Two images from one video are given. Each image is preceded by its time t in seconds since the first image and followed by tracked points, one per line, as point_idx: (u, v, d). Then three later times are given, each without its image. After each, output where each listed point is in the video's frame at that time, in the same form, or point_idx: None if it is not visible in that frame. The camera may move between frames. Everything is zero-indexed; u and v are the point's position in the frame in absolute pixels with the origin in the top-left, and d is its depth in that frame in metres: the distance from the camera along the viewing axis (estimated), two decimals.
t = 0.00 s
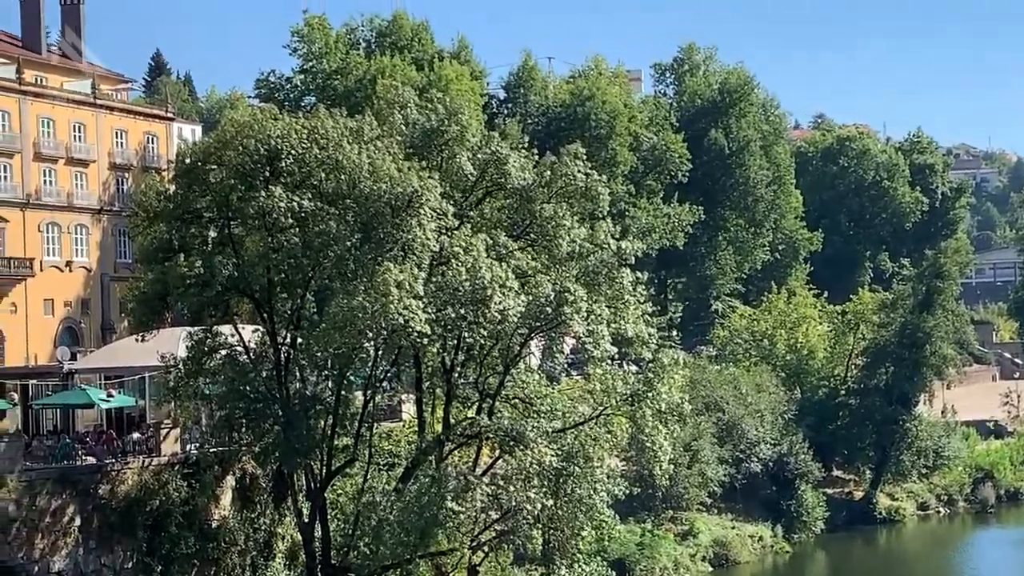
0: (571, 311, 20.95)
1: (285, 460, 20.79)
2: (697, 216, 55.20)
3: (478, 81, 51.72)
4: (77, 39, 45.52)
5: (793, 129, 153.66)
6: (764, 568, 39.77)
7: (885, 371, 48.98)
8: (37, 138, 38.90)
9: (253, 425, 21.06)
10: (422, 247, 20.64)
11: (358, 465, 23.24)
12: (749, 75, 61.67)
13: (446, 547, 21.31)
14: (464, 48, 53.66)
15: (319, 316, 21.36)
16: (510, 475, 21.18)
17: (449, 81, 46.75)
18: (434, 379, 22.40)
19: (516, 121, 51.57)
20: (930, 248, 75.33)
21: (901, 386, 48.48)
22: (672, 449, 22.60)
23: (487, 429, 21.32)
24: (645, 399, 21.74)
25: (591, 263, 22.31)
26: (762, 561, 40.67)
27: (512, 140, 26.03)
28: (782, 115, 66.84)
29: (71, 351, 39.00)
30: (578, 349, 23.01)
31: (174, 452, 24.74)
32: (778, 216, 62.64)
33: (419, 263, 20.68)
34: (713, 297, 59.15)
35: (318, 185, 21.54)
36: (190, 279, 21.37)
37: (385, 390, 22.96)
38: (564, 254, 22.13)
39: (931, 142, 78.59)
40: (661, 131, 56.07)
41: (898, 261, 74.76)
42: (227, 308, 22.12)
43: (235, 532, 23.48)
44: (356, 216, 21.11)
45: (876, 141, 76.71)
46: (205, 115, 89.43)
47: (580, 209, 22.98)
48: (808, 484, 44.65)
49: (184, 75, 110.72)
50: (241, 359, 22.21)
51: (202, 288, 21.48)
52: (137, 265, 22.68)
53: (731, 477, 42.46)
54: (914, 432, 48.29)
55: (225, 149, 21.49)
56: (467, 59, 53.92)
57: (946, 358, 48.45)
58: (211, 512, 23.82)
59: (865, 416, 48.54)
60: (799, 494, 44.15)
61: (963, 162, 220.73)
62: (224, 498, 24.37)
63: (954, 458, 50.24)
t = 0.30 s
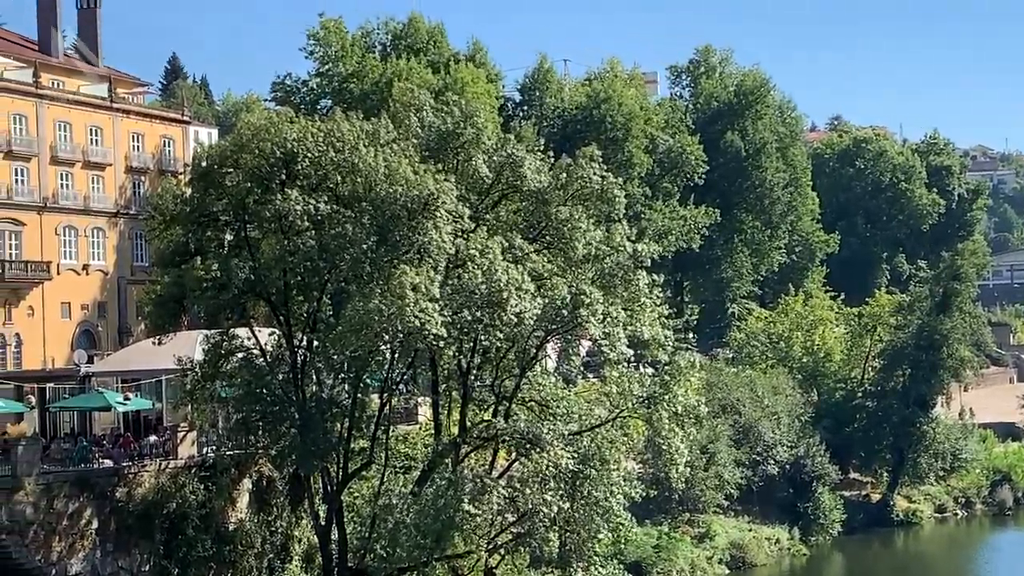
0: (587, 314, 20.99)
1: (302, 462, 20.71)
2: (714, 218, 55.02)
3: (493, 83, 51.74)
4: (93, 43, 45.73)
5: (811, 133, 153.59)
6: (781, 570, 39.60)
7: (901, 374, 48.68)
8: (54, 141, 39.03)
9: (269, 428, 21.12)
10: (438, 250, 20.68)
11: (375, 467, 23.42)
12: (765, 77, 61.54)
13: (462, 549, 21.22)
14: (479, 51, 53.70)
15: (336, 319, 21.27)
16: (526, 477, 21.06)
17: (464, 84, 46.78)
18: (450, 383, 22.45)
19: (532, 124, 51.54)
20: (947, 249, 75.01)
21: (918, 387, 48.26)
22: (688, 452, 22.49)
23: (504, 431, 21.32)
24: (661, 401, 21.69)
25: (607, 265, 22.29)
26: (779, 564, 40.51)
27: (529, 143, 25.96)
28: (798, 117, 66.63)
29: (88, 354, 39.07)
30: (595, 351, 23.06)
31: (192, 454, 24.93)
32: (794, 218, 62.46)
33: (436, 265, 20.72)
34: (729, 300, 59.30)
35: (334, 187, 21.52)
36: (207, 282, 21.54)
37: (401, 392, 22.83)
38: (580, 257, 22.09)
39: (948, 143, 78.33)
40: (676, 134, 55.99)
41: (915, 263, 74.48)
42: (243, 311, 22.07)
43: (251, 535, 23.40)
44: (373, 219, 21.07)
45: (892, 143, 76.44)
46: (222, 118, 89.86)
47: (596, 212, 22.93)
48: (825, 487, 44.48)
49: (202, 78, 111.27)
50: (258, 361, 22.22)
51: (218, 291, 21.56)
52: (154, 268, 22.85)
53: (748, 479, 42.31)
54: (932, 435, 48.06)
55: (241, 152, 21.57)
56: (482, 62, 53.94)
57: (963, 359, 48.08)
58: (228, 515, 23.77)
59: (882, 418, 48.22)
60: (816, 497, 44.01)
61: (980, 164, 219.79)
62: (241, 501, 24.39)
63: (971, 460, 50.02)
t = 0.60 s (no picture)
0: (602, 315, 20.97)
1: (317, 463, 20.67)
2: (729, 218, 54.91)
3: (508, 85, 51.69)
4: (108, 44, 45.89)
5: (826, 133, 153.18)
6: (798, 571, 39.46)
7: (917, 375, 48.60)
8: (70, 143, 39.17)
9: (285, 430, 21.24)
10: (454, 251, 20.72)
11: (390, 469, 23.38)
12: (780, 77, 61.34)
13: (478, 551, 21.11)
14: (493, 52, 53.67)
15: (351, 320, 21.30)
16: (541, 478, 21.12)
17: (480, 85, 46.80)
18: (466, 384, 22.55)
19: (547, 125, 51.50)
20: (964, 249, 74.74)
21: (935, 388, 48.04)
22: (705, 453, 22.38)
23: (519, 432, 21.28)
24: (677, 402, 21.65)
25: (622, 266, 22.26)
26: (795, 565, 40.38)
27: (544, 144, 25.95)
28: (814, 117, 66.39)
29: (105, 356, 39.31)
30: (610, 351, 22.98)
31: (207, 456, 24.74)
32: (810, 218, 62.29)
33: (451, 266, 20.75)
34: (743, 300, 58.65)
35: (349, 189, 21.54)
36: (222, 284, 21.55)
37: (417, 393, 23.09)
38: (595, 257, 22.17)
39: (964, 143, 78.08)
40: (692, 134, 55.90)
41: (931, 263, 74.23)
42: (259, 313, 22.25)
43: (267, 536, 23.68)
44: (387, 220, 21.11)
45: (908, 143, 76.19)
46: (236, 121, 90.03)
47: (611, 212, 22.90)
48: (841, 487, 44.37)
49: (217, 81, 111.60)
50: (274, 362, 22.33)
51: (233, 292, 21.53)
52: (169, 270, 22.76)
53: (764, 480, 42.19)
54: (949, 435, 48.02)
55: (256, 154, 21.66)
56: (496, 63, 53.92)
57: (979, 359, 47.92)
58: (244, 516, 23.91)
59: (899, 419, 48.06)
60: (833, 497, 43.92)
61: (996, 163, 218.91)
62: (257, 502, 24.46)
63: (988, 461, 49.86)
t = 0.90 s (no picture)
0: (619, 316, 20.96)
1: (334, 464, 20.68)
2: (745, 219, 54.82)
3: (524, 86, 51.65)
4: (125, 47, 46.01)
5: (841, 133, 152.78)
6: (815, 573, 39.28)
7: (934, 375, 48.39)
8: (87, 146, 39.36)
9: (302, 431, 21.16)
10: (470, 252, 20.69)
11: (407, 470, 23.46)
12: (797, 78, 61.11)
13: (495, 551, 21.47)
14: (509, 53, 53.65)
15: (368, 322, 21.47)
16: (558, 479, 21.11)
17: (495, 86, 46.78)
18: (483, 385, 22.43)
19: (563, 126, 51.47)
20: (982, 250, 74.43)
21: (953, 390, 47.92)
22: (722, 454, 22.39)
23: (536, 434, 21.22)
24: (694, 404, 21.57)
25: (638, 267, 22.19)
26: (813, 566, 40.18)
27: (561, 145, 25.90)
28: (831, 118, 66.14)
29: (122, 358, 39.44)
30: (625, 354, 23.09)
31: (225, 458, 24.82)
32: (827, 219, 62.09)
33: (467, 267, 20.70)
34: (760, 301, 57.90)
35: (366, 191, 21.56)
36: (239, 285, 21.53)
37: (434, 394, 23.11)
38: (612, 258, 22.05)
39: (981, 143, 77.81)
40: (708, 135, 55.78)
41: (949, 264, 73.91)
42: (276, 315, 22.33)
43: (285, 538, 23.64)
44: (404, 222, 21.13)
45: (925, 143, 75.88)
46: (252, 123, 90.27)
47: (627, 213, 22.88)
48: (858, 488, 44.22)
49: (233, 82, 111.90)
50: (291, 364, 22.36)
51: (250, 294, 21.60)
52: (187, 272, 22.78)
53: (781, 481, 42.05)
54: (966, 436, 47.66)
55: (273, 156, 21.71)
56: (512, 64, 53.90)
57: (997, 360, 47.56)
58: (261, 518, 24.02)
59: (916, 419, 47.93)
60: (850, 498, 43.73)
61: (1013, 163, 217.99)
62: (274, 503, 24.51)
63: (1007, 462, 49.63)
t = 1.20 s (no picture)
0: (637, 320, 20.94)
1: (352, 468, 20.73)
2: (764, 223, 54.69)
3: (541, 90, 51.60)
4: (144, 52, 46.15)
5: (862, 137, 152.62)
6: None
7: (956, 378, 48.18)
8: (106, 150, 39.47)
9: (320, 435, 21.19)
10: (488, 256, 20.74)
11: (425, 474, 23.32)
12: (816, 81, 60.74)
13: (513, 556, 21.56)
14: (526, 57, 53.62)
15: (387, 325, 21.53)
16: (577, 483, 21.16)
17: (513, 90, 46.77)
18: (501, 389, 22.47)
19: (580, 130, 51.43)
20: (1002, 253, 74.10)
21: (973, 395, 47.95)
22: (741, 457, 22.37)
23: (555, 438, 21.15)
24: (712, 407, 21.52)
25: (657, 270, 22.10)
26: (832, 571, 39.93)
27: (578, 149, 25.86)
28: (850, 121, 65.89)
29: (142, 362, 39.60)
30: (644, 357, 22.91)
31: (243, 461, 24.86)
32: (845, 223, 61.84)
33: (485, 272, 20.76)
34: (778, 305, 58.26)
35: (383, 195, 21.59)
36: (257, 289, 21.49)
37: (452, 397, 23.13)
38: (630, 262, 22.05)
39: (1001, 146, 77.63)
40: (726, 139, 55.66)
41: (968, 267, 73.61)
42: (294, 319, 22.29)
43: (304, 541, 23.79)
44: (422, 226, 21.15)
45: (945, 146, 75.58)
46: (270, 127, 90.47)
47: (645, 217, 22.89)
48: (878, 492, 44.02)
49: (251, 86, 112.17)
50: (308, 367, 22.27)
51: (268, 298, 21.57)
52: (206, 277, 23.02)
53: (800, 485, 41.86)
54: (986, 441, 48.05)
55: (291, 160, 21.74)
56: (529, 68, 53.88)
57: (1018, 364, 47.52)
58: (280, 521, 24.17)
59: (935, 423, 47.70)
60: (870, 502, 43.53)
61: None
62: (292, 507, 24.67)
63: None
